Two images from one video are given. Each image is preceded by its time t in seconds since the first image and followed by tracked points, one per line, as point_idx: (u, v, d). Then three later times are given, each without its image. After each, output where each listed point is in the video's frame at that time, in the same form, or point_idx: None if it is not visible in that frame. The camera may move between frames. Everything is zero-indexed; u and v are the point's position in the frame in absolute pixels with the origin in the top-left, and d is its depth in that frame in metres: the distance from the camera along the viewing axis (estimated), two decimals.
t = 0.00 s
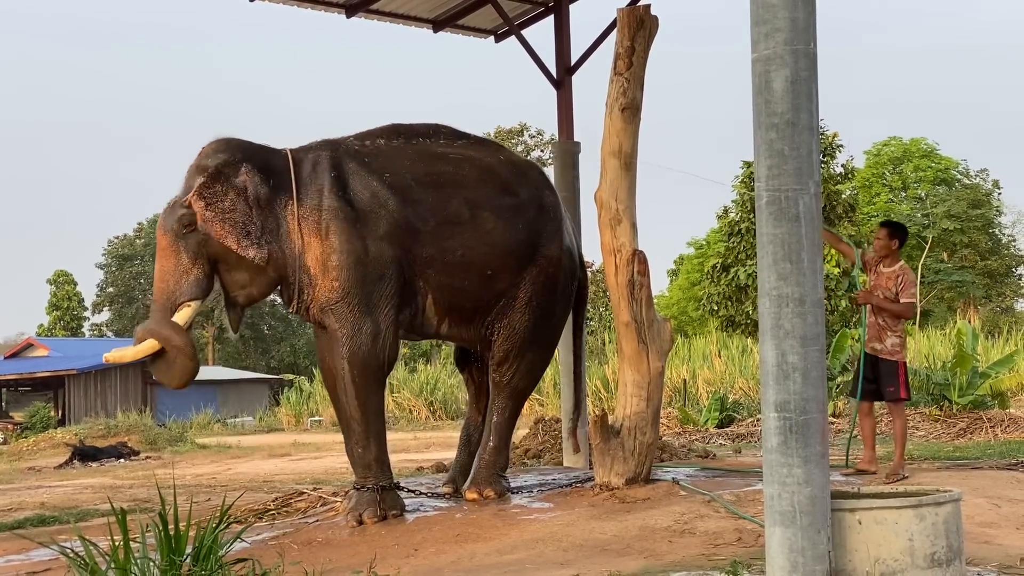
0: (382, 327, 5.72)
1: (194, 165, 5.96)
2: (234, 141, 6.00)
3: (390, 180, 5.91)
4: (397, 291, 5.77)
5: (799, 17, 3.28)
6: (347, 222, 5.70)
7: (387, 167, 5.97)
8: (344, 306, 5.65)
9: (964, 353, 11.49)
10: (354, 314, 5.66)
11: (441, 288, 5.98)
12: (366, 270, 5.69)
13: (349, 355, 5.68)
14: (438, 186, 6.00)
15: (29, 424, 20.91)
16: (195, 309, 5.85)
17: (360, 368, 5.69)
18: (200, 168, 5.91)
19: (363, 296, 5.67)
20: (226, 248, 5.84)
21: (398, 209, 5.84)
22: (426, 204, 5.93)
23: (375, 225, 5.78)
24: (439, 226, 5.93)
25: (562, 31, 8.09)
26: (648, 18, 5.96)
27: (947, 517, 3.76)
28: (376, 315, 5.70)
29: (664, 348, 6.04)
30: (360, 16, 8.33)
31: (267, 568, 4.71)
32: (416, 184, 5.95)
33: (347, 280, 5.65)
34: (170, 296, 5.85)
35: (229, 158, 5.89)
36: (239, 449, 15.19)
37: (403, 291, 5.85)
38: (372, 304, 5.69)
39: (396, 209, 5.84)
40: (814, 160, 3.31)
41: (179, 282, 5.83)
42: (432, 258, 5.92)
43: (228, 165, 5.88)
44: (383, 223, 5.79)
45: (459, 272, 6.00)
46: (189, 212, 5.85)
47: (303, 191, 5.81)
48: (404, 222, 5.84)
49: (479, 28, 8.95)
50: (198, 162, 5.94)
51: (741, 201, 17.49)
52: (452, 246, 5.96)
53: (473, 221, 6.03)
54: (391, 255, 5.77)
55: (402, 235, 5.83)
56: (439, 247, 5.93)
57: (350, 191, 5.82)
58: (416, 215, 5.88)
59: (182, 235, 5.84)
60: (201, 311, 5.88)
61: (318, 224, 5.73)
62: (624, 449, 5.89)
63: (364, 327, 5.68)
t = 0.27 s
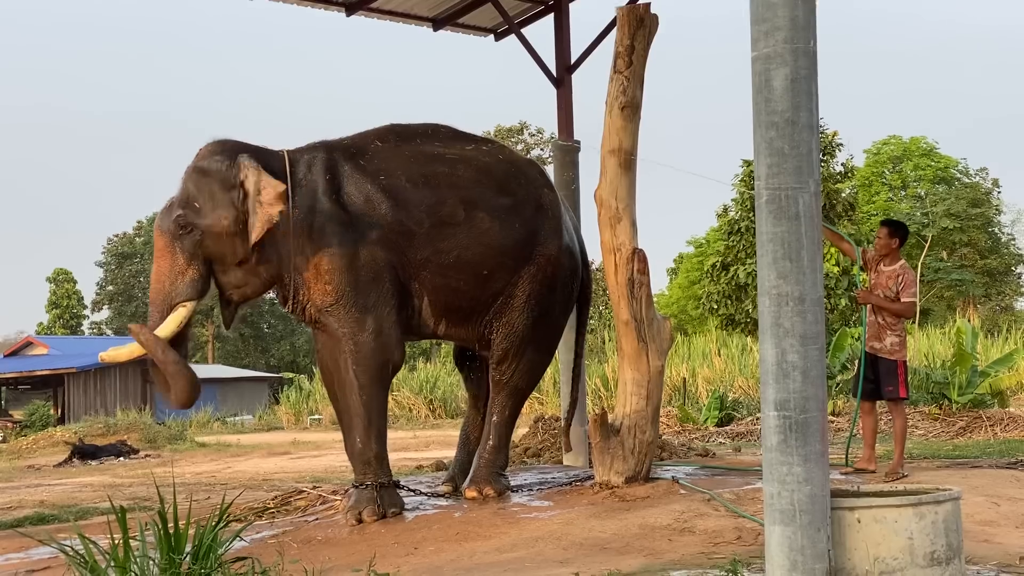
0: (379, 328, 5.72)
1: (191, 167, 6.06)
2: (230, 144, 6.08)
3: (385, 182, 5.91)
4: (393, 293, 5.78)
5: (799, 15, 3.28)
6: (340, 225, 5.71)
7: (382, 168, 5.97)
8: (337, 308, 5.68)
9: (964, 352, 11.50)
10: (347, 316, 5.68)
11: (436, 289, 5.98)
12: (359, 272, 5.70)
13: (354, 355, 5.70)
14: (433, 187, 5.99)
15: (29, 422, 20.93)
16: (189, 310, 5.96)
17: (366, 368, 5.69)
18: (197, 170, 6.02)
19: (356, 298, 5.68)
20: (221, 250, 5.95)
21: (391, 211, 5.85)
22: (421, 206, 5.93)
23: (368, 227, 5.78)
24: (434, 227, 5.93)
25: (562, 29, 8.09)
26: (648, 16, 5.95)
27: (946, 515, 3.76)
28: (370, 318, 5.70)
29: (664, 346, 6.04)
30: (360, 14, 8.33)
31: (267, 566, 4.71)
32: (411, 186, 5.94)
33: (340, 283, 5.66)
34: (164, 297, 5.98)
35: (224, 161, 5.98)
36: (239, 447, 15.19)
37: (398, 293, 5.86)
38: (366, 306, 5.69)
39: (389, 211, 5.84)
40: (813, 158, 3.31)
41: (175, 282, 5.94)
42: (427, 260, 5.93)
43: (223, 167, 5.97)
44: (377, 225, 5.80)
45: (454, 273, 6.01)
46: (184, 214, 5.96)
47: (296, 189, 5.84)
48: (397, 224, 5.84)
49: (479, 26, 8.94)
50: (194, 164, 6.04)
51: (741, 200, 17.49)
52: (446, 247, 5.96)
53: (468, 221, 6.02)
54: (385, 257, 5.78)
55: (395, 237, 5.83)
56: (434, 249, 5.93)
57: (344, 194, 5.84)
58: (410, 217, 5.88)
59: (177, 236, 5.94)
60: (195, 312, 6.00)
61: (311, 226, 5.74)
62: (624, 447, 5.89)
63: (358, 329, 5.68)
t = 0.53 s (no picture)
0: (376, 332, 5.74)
1: (191, 169, 6.10)
2: (231, 146, 6.10)
3: (382, 184, 5.90)
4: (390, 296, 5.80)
5: (800, 14, 3.27)
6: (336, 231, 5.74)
7: (380, 170, 5.96)
8: (332, 313, 5.72)
9: (963, 351, 11.49)
10: (343, 319, 5.71)
11: (434, 291, 5.99)
12: (356, 277, 5.73)
13: (358, 357, 5.73)
14: (431, 188, 5.98)
15: (29, 420, 20.96)
16: (182, 313, 6.06)
17: (371, 373, 5.74)
18: (197, 172, 6.05)
19: (353, 303, 5.71)
20: (218, 253, 6.03)
21: (388, 213, 5.84)
22: (418, 207, 5.92)
23: (365, 232, 5.79)
24: (431, 229, 5.93)
25: (563, 27, 8.09)
26: (648, 15, 5.95)
27: (946, 514, 3.76)
28: (368, 323, 5.74)
29: (664, 345, 6.03)
30: (360, 13, 8.32)
31: (267, 564, 4.72)
32: (409, 187, 5.93)
33: (337, 288, 5.71)
34: (160, 297, 6.07)
35: (224, 164, 6.00)
36: (239, 445, 15.20)
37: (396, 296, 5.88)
38: (361, 309, 5.71)
39: (385, 213, 5.83)
40: (814, 157, 3.31)
41: (171, 282, 6.04)
42: (424, 262, 5.93)
43: (224, 170, 5.99)
44: (373, 230, 5.80)
45: (452, 275, 6.01)
46: (183, 216, 6.02)
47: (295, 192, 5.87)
48: (395, 227, 5.84)
49: (479, 24, 8.94)
50: (195, 166, 6.08)
51: (741, 199, 17.48)
52: (443, 249, 5.95)
53: (466, 223, 6.02)
54: (381, 261, 5.79)
55: (392, 240, 5.83)
56: (432, 252, 5.93)
57: (341, 198, 5.85)
58: (406, 219, 5.87)
59: (175, 237, 6.01)
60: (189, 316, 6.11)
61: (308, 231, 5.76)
62: (624, 446, 5.89)
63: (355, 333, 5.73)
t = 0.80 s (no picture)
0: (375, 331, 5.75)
1: (191, 170, 6.10)
2: (231, 148, 6.12)
3: (380, 183, 5.90)
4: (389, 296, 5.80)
5: (801, 13, 3.27)
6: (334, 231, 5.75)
7: (379, 169, 5.97)
8: (330, 313, 5.74)
9: (964, 350, 11.49)
10: (341, 319, 5.73)
11: (434, 290, 5.99)
12: (354, 276, 5.74)
13: (355, 355, 5.76)
14: (431, 187, 5.98)
15: (29, 418, 21.02)
16: (184, 313, 6.06)
17: (368, 370, 5.75)
18: (198, 174, 6.06)
19: (351, 303, 5.73)
20: (218, 254, 6.03)
21: (386, 212, 5.84)
22: (416, 206, 5.92)
23: (363, 231, 5.80)
24: (429, 227, 5.93)
25: (563, 26, 8.08)
26: (649, 14, 5.95)
27: (947, 513, 3.76)
28: (366, 322, 5.75)
29: (664, 344, 6.03)
30: (361, 11, 8.32)
31: (267, 562, 4.72)
32: (407, 186, 5.93)
33: (335, 289, 5.72)
34: (160, 298, 6.08)
35: (225, 166, 6.01)
36: (239, 443, 15.21)
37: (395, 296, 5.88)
38: (359, 309, 5.74)
39: (383, 212, 5.84)
40: (815, 156, 3.31)
41: (171, 283, 6.05)
42: (423, 260, 5.93)
43: (224, 172, 6.00)
44: (372, 229, 5.81)
45: (452, 273, 6.01)
46: (183, 217, 6.02)
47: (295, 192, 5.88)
48: (393, 226, 5.84)
49: (480, 23, 8.94)
50: (195, 167, 6.08)
51: (741, 198, 17.47)
52: (442, 247, 5.96)
53: (465, 222, 6.02)
54: (380, 260, 5.80)
55: (390, 239, 5.84)
56: (430, 251, 5.94)
57: (340, 198, 5.86)
58: (404, 218, 5.88)
59: (175, 238, 6.01)
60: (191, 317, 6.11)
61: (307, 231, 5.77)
62: (624, 445, 5.89)
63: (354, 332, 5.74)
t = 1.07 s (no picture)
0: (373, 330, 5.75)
1: (192, 170, 6.12)
2: (231, 148, 6.13)
3: (380, 183, 5.91)
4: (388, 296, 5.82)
5: (804, 12, 3.27)
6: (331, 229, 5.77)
7: (378, 169, 5.98)
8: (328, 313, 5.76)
9: (965, 350, 11.48)
10: (339, 318, 5.74)
11: (434, 289, 5.99)
12: (352, 276, 5.76)
13: (350, 353, 5.75)
14: (430, 187, 5.99)
15: (30, 418, 21.12)
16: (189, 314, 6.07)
17: (361, 367, 5.75)
18: (198, 174, 6.08)
19: (349, 302, 5.75)
20: (220, 253, 6.05)
21: (385, 213, 5.86)
22: (415, 206, 5.93)
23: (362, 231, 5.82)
24: (428, 227, 5.93)
25: (565, 25, 8.08)
26: (651, 13, 5.94)
27: (949, 513, 3.76)
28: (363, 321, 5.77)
29: (666, 344, 6.03)
30: (362, 11, 8.32)
31: (269, 562, 4.71)
32: (407, 185, 5.94)
33: (334, 288, 5.75)
34: (164, 299, 6.10)
35: (225, 166, 6.03)
36: (240, 443, 15.21)
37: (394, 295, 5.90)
38: (358, 309, 5.74)
39: (382, 213, 5.85)
40: (817, 156, 3.31)
41: (174, 283, 6.07)
42: (421, 260, 5.94)
43: (224, 171, 6.02)
44: (371, 229, 5.82)
45: (451, 273, 6.01)
46: (185, 218, 6.05)
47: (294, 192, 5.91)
48: (392, 226, 5.85)
49: (481, 22, 8.94)
50: (195, 168, 6.10)
51: (742, 197, 17.46)
52: (442, 247, 5.96)
53: (465, 221, 6.01)
54: (379, 260, 5.81)
55: (389, 239, 5.85)
56: (429, 250, 5.94)
57: (339, 199, 5.87)
58: (403, 218, 5.88)
59: (177, 239, 6.04)
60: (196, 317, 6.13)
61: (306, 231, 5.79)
62: (625, 444, 5.89)
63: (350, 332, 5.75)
